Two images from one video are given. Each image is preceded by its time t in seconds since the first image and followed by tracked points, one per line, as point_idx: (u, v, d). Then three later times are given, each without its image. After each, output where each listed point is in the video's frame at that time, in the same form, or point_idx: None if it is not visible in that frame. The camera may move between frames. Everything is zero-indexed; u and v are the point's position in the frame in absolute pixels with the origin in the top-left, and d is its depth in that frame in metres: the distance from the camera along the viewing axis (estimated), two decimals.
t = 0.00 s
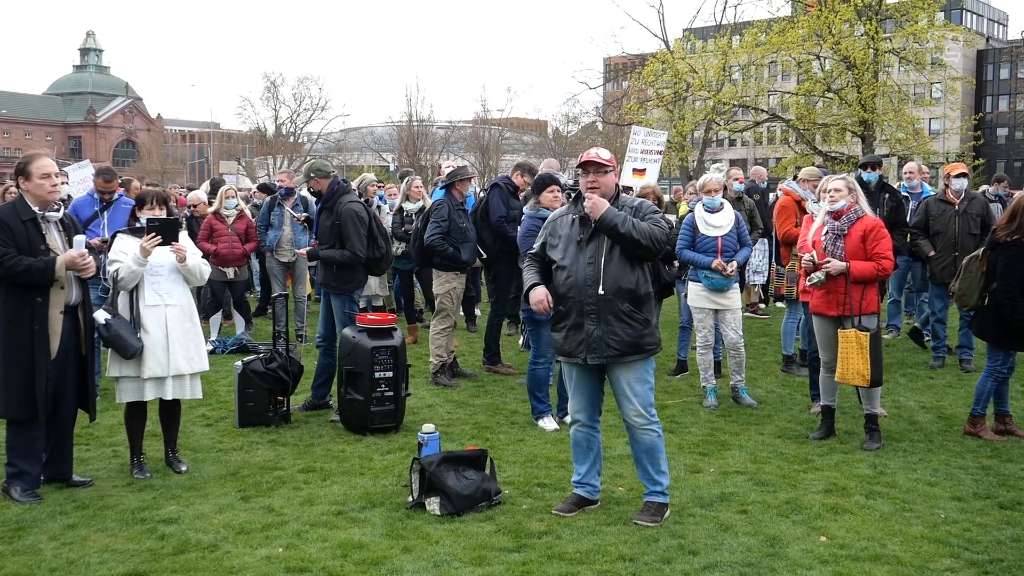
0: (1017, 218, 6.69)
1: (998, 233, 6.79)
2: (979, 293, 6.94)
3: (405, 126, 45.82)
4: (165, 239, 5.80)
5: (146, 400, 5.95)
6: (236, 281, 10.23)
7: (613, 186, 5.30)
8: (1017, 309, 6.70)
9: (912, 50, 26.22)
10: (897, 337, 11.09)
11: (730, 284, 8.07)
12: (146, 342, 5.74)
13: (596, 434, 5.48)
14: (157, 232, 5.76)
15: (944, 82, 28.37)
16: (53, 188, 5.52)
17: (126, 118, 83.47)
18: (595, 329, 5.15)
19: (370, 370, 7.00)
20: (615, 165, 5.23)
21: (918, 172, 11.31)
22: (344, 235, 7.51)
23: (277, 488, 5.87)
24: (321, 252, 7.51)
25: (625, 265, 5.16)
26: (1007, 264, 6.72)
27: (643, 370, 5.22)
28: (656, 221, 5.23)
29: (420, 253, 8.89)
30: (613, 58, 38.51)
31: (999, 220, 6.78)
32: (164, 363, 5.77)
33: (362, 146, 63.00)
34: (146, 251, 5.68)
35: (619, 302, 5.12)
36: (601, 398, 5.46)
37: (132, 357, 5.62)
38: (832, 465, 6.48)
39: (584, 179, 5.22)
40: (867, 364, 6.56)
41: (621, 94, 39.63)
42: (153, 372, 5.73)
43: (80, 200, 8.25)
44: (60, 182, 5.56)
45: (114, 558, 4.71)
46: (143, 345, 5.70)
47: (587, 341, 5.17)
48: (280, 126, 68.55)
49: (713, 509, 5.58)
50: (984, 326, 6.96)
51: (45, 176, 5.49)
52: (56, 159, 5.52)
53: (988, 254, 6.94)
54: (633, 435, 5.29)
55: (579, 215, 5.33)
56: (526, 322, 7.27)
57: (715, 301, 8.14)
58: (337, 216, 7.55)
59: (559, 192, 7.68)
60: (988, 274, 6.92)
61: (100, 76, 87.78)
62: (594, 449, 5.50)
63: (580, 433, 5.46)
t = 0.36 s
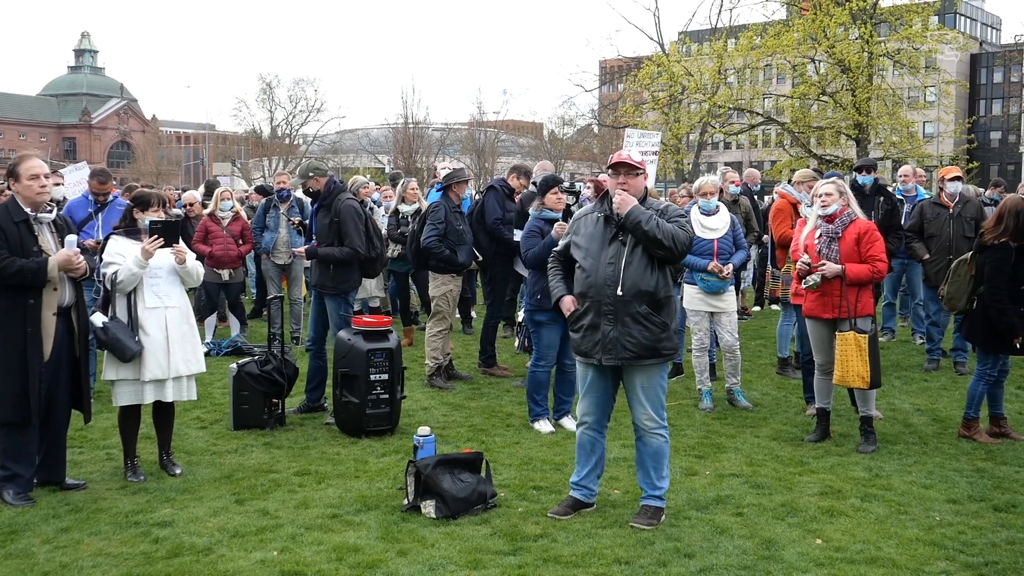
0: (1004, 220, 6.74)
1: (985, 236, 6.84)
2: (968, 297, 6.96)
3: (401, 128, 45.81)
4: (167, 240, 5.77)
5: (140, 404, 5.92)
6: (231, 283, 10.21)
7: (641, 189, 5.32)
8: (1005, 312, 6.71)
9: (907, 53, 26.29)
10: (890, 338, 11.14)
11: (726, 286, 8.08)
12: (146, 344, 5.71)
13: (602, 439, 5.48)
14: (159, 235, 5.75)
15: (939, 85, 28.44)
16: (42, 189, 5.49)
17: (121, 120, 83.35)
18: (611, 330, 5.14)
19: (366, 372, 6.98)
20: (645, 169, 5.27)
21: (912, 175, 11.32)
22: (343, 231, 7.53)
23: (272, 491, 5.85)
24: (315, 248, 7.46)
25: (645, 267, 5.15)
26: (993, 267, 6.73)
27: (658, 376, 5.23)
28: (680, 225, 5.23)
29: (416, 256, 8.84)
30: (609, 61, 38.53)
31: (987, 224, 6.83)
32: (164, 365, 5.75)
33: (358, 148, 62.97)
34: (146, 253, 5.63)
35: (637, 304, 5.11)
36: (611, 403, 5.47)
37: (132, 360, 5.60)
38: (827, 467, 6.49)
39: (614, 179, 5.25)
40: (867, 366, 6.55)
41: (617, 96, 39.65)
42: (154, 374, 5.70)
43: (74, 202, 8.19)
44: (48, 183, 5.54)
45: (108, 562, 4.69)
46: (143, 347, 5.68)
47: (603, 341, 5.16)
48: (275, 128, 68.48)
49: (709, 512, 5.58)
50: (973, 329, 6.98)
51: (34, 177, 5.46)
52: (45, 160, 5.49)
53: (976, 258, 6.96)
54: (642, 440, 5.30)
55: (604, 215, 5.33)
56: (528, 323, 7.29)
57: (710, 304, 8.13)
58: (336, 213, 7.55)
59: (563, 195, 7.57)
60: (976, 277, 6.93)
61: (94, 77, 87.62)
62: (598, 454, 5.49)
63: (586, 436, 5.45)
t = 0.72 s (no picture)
0: (992, 224, 6.73)
1: (974, 240, 6.83)
2: (956, 302, 6.97)
3: (398, 131, 45.79)
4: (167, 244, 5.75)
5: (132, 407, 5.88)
6: (226, 286, 10.17)
7: (659, 197, 5.30)
8: (992, 316, 6.70)
9: (904, 58, 26.32)
10: (886, 342, 11.13)
11: (720, 291, 8.06)
12: (145, 347, 5.62)
13: (602, 443, 5.44)
14: (160, 239, 5.71)
15: (936, 90, 28.46)
16: (33, 191, 5.44)
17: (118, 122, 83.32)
18: (614, 337, 5.15)
19: (358, 376, 6.96)
20: (664, 175, 5.22)
21: (909, 178, 11.30)
22: (346, 231, 7.53)
23: (264, 495, 5.81)
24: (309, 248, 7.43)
25: (652, 276, 5.12)
26: (981, 271, 6.74)
27: (661, 385, 5.21)
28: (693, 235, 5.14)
29: (411, 259, 8.83)
30: (607, 64, 38.56)
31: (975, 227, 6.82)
32: (162, 368, 5.67)
33: (356, 151, 62.96)
34: (147, 257, 5.57)
35: (640, 313, 5.10)
36: (613, 408, 5.44)
37: (134, 363, 5.51)
38: (821, 472, 6.47)
39: (631, 185, 5.25)
40: (859, 369, 6.56)
41: (614, 100, 39.65)
42: (152, 378, 5.62)
43: (69, 203, 8.16)
44: (39, 185, 5.48)
45: (97, 566, 4.66)
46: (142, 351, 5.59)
47: (606, 348, 5.18)
48: (273, 131, 68.47)
49: (702, 518, 5.56)
50: (961, 334, 6.95)
51: (24, 179, 5.40)
52: (36, 162, 5.44)
53: (965, 263, 6.94)
54: (642, 446, 5.28)
55: (619, 222, 5.34)
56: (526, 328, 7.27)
57: (705, 309, 8.11)
58: (337, 213, 7.54)
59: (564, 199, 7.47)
60: (965, 282, 6.93)
61: (92, 79, 87.45)
62: (595, 458, 5.44)
63: (587, 438, 5.42)
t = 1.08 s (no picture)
0: (984, 226, 6.73)
1: (966, 241, 6.81)
2: (953, 306, 6.93)
3: (400, 138, 45.80)
4: (161, 255, 5.70)
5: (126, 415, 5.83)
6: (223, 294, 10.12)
7: (660, 204, 5.26)
8: (982, 317, 6.70)
9: (906, 61, 26.29)
10: (887, 346, 11.11)
11: (718, 295, 8.03)
12: (136, 356, 5.59)
13: (599, 445, 5.45)
14: (155, 249, 5.67)
15: (938, 93, 28.43)
16: (29, 201, 5.46)
17: (120, 130, 83.47)
18: (607, 344, 5.15)
19: (354, 383, 6.94)
20: (666, 181, 5.15)
21: (908, 182, 11.27)
22: (346, 237, 7.54)
23: (258, 502, 5.77)
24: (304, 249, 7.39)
25: (647, 284, 5.09)
26: (971, 271, 6.74)
27: (657, 393, 5.19)
28: (688, 244, 5.06)
29: (408, 265, 8.82)
30: (608, 69, 38.56)
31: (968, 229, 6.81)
32: (154, 377, 5.65)
33: (358, 158, 63.03)
34: (141, 267, 5.57)
35: (633, 321, 5.08)
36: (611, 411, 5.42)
37: (125, 372, 5.49)
38: (819, 478, 6.44)
39: (632, 191, 5.23)
40: (855, 372, 6.53)
41: (616, 105, 39.64)
42: (144, 387, 5.60)
43: (64, 213, 8.15)
44: (36, 195, 5.50)
45: None
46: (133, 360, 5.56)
47: (600, 353, 5.19)
48: (276, 138, 68.58)
49: (698, 524, 5.53)
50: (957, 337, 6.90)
51: (21, 188, 5.41)
52: (32, 172, 5.44)
53: (960, 267, 6.92)
54: (637, 453, 5.26)
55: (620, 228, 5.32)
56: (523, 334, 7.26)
57: (703, 313, 8.07)
58: (338, 218, 7.52)
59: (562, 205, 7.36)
60: (961, 286, 6.89)
61: (94, 88, 87.69)
62: (593, 459, 5.46)
63: (584, 439, 5.43)
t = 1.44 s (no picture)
0: (985, 228, 6.67)
1: (967, 243, 6.76)
2: (954, 307, 6.85)
3: (408, 138, 45.77)
4: (156, 257, 5.66)
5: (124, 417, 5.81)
6: (227, 296, 10.10)
7: (652, 204, 5.21)
8: (985, 320, 6.65)
9: (915, 58, 26.14)
10: (893, 346, 11.00)
11: (720, 295, 7.97)
12: (131, 359, 5.58)
13: (609, 442, 5.53)
14: (150, 250, 5.63)
15: (947, 90, 28.27)
16: (33, 204, 5.46)
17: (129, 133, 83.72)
18: (600, 344, 5.13)
19: (353, 385, 6.91)
20: (657, 181, 5.14)
21: (914, 180, 11.17)
22: (344, 240, 7.51)
23: (256, 505, 5.73)
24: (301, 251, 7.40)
25: (638, 283, 5.04)
26: (973, 273, 6.70)
27: (651, 394, 5.15)
28: (677, 243, 4.98)
29: (409, 266, 8.81)
30: (615, 69, 38.47)
31: (969, 231, 6.76)
32: (149, 380, 5.64)
33: (366, 159, 63.09)
34: (135, 269, 5.54)
35: (625, 321, 5.04)
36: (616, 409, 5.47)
37: (119, 375, 5.49)
38: (822, 479, 6.38)
39: (623, 191, 5.21)
40: (859, 374, 6.47)
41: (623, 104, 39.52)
42: (138, 390, 5.59)
43: (65, 216, 8.20)
44: (38, 199, 5.51)
45: None
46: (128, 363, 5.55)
47: (594, 353, 5.17)
48: (284, 140, 68.72)
49: (698, 526, 5.48)
50: (960, 339, 6.83)
51: (24, 192, 5.43)
52: (34, 175, 5.46)
53: (961, 267, 6.87)
54: (635, 455, 5.23)
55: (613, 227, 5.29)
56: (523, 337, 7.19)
57: (705, 313, 8.02)
58: (337, 220, 7.49)
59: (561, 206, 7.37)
60: (962, 287, 6.83)
61: (104, 91, 88.08)
62: (605, 455, 5.56)
63: (593, 438, 5.53)
